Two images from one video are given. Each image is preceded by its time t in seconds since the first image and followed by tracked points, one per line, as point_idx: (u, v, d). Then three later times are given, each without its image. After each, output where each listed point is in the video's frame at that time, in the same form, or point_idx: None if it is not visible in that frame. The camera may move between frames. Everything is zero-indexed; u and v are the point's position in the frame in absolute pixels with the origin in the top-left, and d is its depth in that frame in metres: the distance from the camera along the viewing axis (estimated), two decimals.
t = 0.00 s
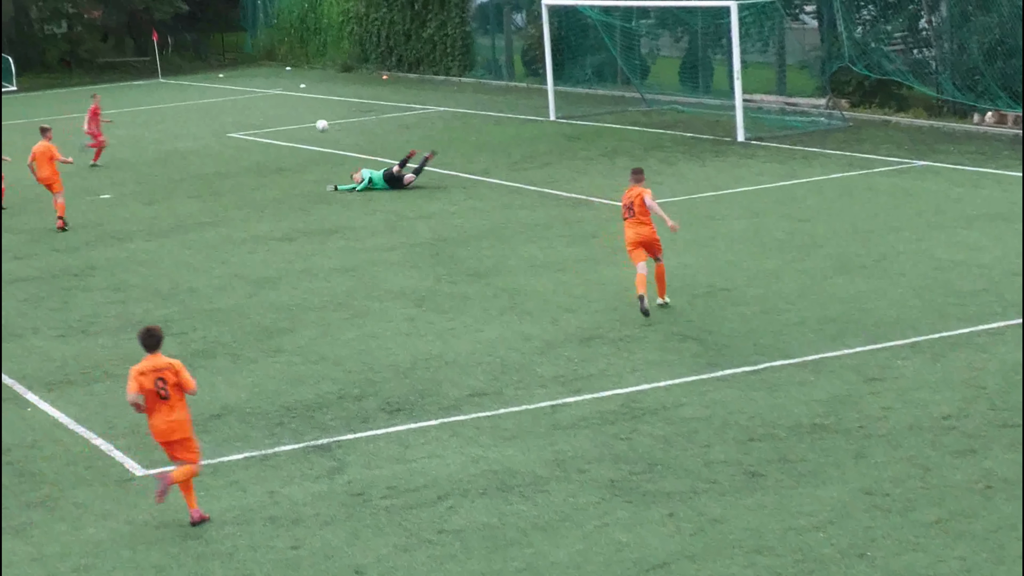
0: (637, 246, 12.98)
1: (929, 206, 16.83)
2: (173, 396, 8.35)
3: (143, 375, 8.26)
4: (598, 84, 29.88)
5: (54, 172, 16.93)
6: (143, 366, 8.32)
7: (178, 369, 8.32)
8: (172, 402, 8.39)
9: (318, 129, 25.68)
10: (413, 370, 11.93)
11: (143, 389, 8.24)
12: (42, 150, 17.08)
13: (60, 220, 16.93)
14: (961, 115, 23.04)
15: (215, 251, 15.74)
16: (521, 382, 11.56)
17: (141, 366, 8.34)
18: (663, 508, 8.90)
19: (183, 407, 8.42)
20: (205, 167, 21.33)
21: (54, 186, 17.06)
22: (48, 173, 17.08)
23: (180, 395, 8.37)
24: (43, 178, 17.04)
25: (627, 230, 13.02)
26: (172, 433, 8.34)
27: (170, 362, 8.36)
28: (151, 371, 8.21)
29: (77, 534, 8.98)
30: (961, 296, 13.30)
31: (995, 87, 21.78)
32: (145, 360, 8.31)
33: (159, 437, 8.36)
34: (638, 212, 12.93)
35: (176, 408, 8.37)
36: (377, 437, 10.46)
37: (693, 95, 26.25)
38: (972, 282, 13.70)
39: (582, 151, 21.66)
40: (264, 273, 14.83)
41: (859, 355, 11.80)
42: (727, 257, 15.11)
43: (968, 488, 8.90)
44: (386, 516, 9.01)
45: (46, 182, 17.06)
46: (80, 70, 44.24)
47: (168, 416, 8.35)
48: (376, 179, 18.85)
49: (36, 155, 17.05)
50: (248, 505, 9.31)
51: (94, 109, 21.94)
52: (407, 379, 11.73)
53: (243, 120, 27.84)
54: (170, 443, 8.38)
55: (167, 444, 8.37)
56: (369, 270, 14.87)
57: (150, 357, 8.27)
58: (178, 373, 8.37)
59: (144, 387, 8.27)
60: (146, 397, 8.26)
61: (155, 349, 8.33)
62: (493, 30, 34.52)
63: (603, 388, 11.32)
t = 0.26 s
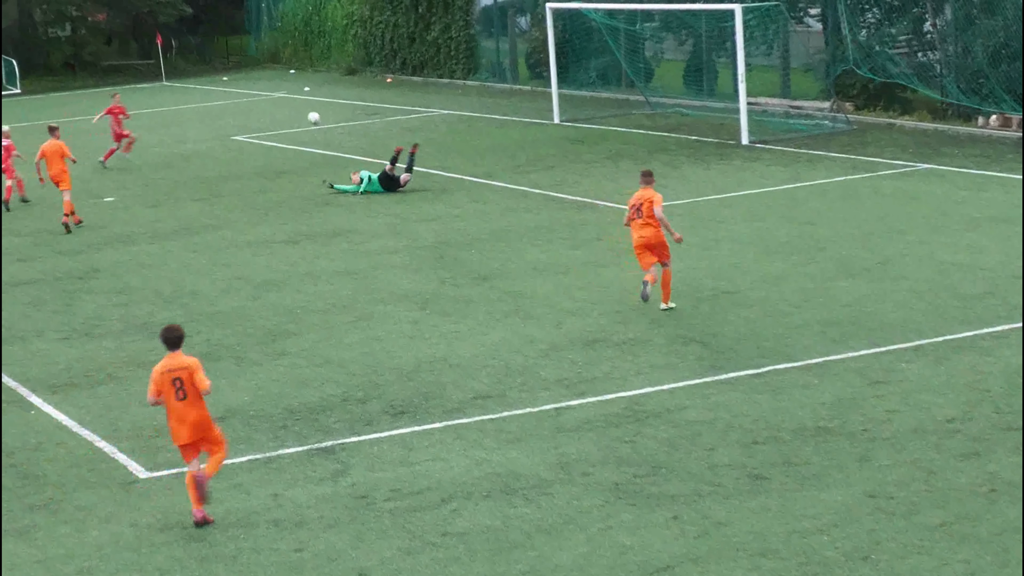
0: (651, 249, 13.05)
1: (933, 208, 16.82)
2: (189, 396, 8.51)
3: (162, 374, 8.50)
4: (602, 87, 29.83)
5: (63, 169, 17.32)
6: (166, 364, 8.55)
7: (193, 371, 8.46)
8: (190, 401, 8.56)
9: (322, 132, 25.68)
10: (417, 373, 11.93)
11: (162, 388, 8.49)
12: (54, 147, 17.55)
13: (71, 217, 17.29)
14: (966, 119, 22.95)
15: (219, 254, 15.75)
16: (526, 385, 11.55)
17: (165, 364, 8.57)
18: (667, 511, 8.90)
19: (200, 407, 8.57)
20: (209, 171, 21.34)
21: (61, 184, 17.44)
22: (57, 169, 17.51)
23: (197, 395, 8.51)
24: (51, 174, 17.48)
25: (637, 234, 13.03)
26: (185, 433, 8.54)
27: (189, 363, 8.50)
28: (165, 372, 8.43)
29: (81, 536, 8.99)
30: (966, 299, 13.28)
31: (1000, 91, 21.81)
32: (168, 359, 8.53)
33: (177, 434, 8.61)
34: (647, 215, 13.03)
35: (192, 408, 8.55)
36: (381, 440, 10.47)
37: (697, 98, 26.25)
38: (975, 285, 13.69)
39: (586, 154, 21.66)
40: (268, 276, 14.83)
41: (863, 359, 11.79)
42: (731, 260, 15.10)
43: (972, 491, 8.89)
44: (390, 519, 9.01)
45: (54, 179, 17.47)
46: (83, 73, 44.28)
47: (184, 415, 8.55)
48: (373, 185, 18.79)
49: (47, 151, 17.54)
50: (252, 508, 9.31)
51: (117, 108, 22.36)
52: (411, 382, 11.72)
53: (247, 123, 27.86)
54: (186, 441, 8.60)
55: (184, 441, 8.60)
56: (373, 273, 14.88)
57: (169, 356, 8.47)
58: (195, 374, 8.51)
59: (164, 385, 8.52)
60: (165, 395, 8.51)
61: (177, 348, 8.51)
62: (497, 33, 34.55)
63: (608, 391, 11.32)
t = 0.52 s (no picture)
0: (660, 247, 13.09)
1: (937, 210, 16.80)
2: (203, 385, 8.60)
3: (180, 361, 8.61)
4: (605, 88, 29.86)
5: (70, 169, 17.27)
6: (185, 351, 8.65)
7: (206, 362, 8.51)
8: (206, 390, 8.65)
9: (325, 133, 25.68)
10: (420, 375, 11.91)
11: (179, 374, 8.63)
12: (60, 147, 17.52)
13: (81, 216, 17.40)
14: (970, 120, 22.89)
15: (222, 255, 15.74)
16: (529, 387, 11.54)
17: (186, 350, 8.67)
18: (670, 512, 8.88)
19: (214, 396, 8.64)
20: (212, 172, 21.33)
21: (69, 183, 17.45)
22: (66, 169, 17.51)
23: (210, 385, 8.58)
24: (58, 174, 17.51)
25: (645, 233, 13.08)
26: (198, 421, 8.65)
27: (204, 353, 8.55)
28: (179, 360, 8.53)
29: (85, 538, 8.99)
30: (969, 300, 13.26)
31: (1004, 92, 21.76)
32: (187, 346, 8.63)
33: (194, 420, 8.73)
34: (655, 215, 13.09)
35: (207, 397, 8.63)
36: (385, 442, 10.46)
37: (702, 100, 26.22)
38: (979, 287, 13.67)
39: (589, 155, 21.65)
40: (271, 278, 14.83)
41: (867, 360, 11.77)
42: (735, 262, 15.08)
43: (975, 493, 8.87)
44: (394, 520, 9.00)
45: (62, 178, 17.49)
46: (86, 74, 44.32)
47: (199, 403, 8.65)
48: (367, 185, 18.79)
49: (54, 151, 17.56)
50: (256, 509, 9.31)
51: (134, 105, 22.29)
52: (414, 383, 11.71)
53: (250, 124, 27.85)
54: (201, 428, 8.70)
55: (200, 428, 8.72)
56: (376, 275, 14.87)
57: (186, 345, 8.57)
58: (208, 364, 8.55)
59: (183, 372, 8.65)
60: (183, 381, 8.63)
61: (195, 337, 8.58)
62: (501, 34, 34.56)
63: (611, 392, 11.30)
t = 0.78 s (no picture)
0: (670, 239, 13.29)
1: (943, 213, 16.76)
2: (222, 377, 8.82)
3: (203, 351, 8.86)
4: (611, 91, 29.84)
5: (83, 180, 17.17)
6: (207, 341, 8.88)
7: (224, 354, 8.72)
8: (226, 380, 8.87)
9: (330, 136, 25.67)
10: (425, 378, 11.88)
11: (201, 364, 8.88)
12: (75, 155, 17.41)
13: (88, 221, 17.39)
14: (977, 123, 22.74)
15: (227, 259, 15.72)
16: (534, 390, 11.50)
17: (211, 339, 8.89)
18: (676, 517, 8.84)
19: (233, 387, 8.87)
20: (217, 175, 21.32)
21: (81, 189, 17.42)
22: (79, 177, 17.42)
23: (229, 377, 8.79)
24: (71, 178, 17.48)
25: (657, 225, 13.32)
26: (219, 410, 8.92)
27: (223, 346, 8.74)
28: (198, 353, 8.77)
29: (89, 542, 8.96)
30: (976, 304, 13.22)
31: (1011, 95, 21.69)
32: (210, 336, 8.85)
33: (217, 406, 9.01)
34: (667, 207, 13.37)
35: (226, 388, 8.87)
36: (390, 445, 10.43)
37: (706, 103, 26.16)
38: (986, 290, 13.62)
39: (595, 159, 21.61)
40: (276, 281, 14.80)
41: (873, 364, 11.73)
42: (740, 265, 15.04)
43: (983, 497, 8.83)
44: (399, 524, 8.97)
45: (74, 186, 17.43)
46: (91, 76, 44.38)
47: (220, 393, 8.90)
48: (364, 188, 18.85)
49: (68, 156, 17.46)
50: (260, 513, 9.28)
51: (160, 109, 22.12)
52: (420, 387, 11.68)
53: (256, 127, 27.85)
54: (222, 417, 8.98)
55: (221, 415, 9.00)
56: (381, 278, 14.85)
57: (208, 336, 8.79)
58: (229, 356, 8.74)
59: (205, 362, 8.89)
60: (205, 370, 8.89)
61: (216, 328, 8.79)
62: (506, 37, 34.56)
63: (617, 396, 11.27)
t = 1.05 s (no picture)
0: (677, 234, 13.48)
1: (950, 217, 16.69)
2: (239, 376, 8.82)
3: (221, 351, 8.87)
4: (616, 94, 29.72)
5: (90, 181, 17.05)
6: (226, 342, 8.90)
7: (244, 354, 8.74)
8: (244, 380, 8.88)
9: (335, 139, 25.65)
10: (430, 382, 11.83)
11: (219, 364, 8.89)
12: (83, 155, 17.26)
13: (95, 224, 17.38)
14: (983, 126, 22.67)
15: (232, 262, 15.69)
16: (539, 394, 11.45)
17: (232, 339, 8.91)
18: (682, 521, 8.79)
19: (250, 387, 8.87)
20: (222, 178, 21.30)
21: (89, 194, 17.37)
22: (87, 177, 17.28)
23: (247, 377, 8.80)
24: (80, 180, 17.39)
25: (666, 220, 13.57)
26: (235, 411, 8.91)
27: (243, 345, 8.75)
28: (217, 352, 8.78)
29: (92, 545, 8.93)
30: (982, 307, 13.15)
31: (1017, 97, 21.63)
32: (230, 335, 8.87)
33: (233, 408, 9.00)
34: (674, 204, 13.61)
35: (243, 388, 8.86)
36: (395, 449, 10.38)
37: (713, 105, 26.15)
38: (992, 294, 13.56)
39: (600, 162, 21.57)
40: (281, 284, 14.77)
41: (879, 367, 11.67)
42: (746, 268, 14.98)
43: (989, 502, 8.77)
44: (403, 528, 8.92)
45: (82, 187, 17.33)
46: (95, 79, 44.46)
47: (237, 393, 8.89)
48: (361, 190, 18.80)
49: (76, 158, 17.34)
50: (264, 517, 9.23)
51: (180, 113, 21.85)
52: (425, 391, 11.64)
53: (259, 129, 27.82)
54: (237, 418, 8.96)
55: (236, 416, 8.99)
56: (386, 281, 14.81)
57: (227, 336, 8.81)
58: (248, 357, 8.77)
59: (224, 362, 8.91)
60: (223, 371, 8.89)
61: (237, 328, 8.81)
62: (511, 39, 34.50)
63: (622, 400, 11.22)
